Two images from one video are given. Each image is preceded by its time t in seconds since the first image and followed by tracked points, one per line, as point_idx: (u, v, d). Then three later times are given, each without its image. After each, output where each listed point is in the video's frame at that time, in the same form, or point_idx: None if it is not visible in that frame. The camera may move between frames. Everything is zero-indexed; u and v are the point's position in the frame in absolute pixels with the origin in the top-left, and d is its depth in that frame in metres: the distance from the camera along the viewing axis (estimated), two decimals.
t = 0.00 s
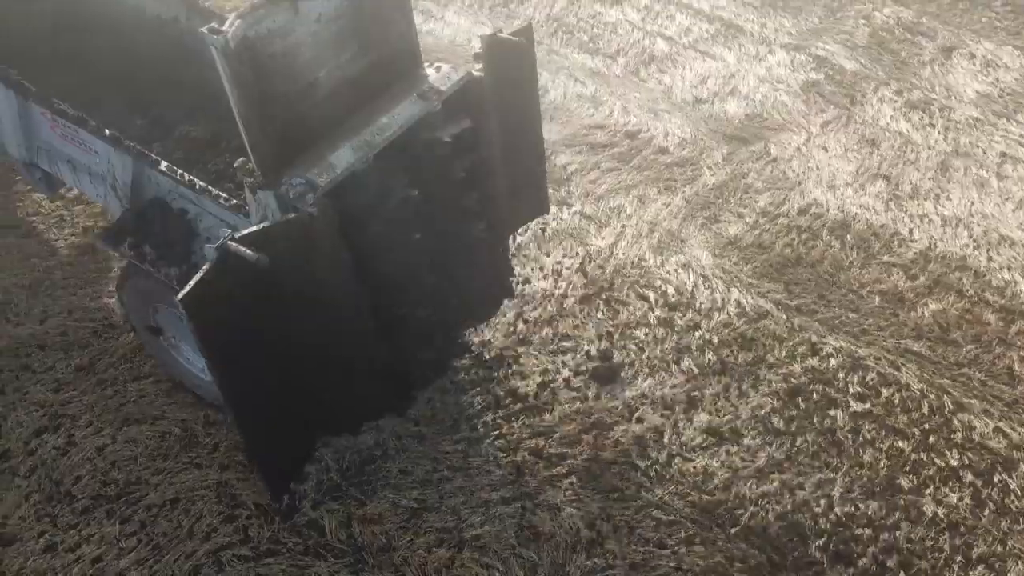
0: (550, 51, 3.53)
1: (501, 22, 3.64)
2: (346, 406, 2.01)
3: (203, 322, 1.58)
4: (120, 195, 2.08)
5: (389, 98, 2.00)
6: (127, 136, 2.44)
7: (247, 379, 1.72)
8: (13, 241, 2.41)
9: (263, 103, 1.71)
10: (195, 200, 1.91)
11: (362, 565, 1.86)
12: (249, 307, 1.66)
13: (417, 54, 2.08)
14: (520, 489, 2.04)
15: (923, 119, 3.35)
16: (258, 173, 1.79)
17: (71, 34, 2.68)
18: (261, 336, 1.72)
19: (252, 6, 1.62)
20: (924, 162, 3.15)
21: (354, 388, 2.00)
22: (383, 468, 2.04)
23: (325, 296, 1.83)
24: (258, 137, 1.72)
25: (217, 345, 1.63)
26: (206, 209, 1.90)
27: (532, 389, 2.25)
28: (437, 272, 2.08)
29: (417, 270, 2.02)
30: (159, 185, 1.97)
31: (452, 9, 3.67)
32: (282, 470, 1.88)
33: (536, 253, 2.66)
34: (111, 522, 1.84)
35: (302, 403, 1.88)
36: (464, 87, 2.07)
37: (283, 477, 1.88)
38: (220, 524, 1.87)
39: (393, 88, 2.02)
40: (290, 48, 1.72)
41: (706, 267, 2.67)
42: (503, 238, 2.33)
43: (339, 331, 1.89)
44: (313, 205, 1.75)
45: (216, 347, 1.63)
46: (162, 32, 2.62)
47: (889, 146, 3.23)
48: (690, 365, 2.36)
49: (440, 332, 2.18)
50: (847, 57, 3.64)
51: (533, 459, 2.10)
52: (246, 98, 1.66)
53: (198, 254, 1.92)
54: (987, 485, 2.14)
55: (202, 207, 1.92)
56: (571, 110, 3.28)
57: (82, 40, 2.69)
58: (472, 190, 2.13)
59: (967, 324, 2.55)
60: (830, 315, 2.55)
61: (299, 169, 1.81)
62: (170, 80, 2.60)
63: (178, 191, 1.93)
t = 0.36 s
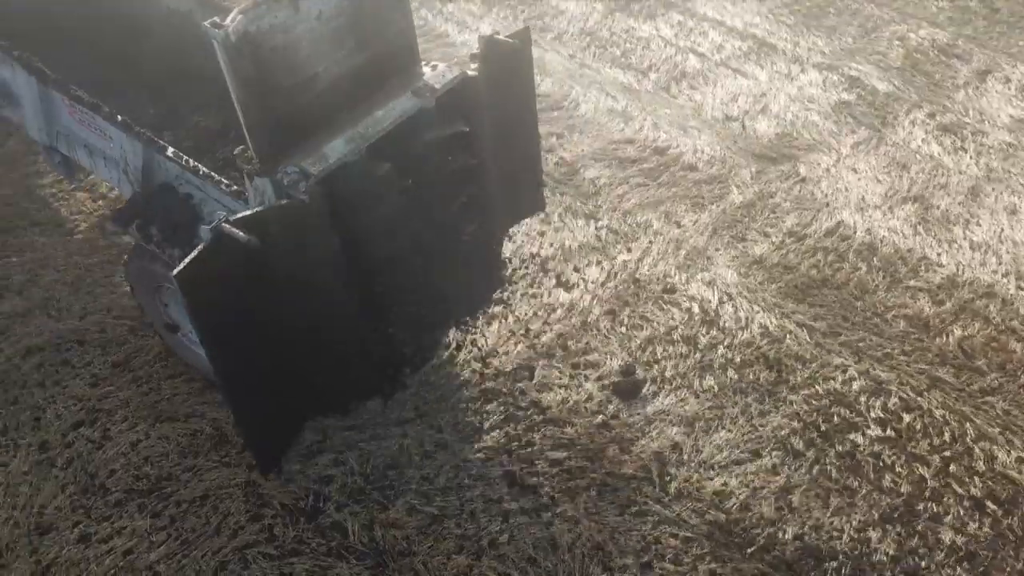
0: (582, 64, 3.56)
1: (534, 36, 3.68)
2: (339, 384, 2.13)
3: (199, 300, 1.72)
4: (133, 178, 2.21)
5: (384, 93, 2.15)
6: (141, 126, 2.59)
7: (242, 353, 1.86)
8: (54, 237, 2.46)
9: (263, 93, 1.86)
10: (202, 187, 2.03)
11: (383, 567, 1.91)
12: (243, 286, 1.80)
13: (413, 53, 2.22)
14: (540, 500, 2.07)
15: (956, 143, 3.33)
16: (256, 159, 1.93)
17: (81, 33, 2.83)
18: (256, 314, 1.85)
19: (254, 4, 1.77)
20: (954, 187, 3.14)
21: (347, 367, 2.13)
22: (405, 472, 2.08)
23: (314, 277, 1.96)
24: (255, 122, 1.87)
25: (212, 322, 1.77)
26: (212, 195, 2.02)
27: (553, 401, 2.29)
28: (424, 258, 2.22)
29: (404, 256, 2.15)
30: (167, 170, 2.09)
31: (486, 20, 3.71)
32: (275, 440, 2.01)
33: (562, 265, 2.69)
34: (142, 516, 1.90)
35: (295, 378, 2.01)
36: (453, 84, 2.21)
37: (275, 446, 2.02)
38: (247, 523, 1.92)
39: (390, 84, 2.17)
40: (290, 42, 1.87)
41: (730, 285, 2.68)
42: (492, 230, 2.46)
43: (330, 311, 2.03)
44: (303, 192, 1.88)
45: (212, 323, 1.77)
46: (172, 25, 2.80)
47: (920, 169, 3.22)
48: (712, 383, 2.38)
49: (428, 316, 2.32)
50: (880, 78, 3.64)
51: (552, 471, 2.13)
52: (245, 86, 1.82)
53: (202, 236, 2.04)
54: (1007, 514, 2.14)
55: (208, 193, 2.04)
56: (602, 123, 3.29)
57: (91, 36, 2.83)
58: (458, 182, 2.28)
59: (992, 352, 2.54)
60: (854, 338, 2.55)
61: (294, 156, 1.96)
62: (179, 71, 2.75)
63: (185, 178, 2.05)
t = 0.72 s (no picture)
0: (616, 79, 3.58)
1: (569, 49, 3.71)
2: (336, 363, 2.25)
3: (197, 277, 1.84)
4: (147, 165, 2.33)
5: (386, 88, 2.24)
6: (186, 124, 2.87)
7: (239, 329, 1.98)
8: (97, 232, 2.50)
9: (265, 86, 1.97)
10: (209, 173, 2.15)
11: (403, 571, 1.95)
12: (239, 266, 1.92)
13: (415, 51, 2.30)
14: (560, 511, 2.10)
15: (989, 169, 3.31)
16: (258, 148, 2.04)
17: (100, 35, 3.04)
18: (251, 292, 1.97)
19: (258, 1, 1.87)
20: (986, 213, 3.13)
21: (343, 347, 2.24)
22: (427, 478, 2.12)
23: (308, 262, 2.08)
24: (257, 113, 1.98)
25: (210, 299, 1.89)
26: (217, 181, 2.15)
27: (575, 414, 2.31)
28: (422, 246, 2.31)
29: (398, 247, 2.26)
30: (177, 156, 2.21)
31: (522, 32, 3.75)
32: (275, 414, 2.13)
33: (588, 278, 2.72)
34: (173, 510, 1.96)
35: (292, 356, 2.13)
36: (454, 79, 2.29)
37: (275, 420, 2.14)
38: (273, 521, 1.98)
39: (390, 80, 2.26)
40: (294, 38, 1.98)
41: (756, 305, 2.69)
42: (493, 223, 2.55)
43: (324, 294, 2.14)
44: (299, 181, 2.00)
45: (209, 301, 1.89)
46: (190, 19, 3.03)
47: (951, 194, 3.20)
48: (733, 403, 2.39)
49: (428, 304, 2.41)
50: (914, 101, 3.62)
51: (572, 483, 2.16)
52: (248, 78, 1.92)
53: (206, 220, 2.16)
54: None
55: (215, 179, 2.15)
56: (632, 137, 3.31)
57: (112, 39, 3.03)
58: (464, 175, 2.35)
59: (1018, 382, 2.53)
60: (878, 362, 2.55)
61: (295, 146, 2.07)
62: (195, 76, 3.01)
63: (194, 163, 2.17)
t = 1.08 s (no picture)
0: (653, 94, 3.60)
1: (607, 62, 3.74)
2: (330, 348, 2.30)
3: (199, 258, 1.89)
4: (169, 149, 2.48)
5: (394, 83, 2.27)
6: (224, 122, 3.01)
7: (237, 312, 2.03)
8: (139, 227, 2.57)
9: (269, 80, 2.01)
10: (222, 160, 2.27)
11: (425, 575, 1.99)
12: (241, 250, 1.96)
13: (422, 47, 2.31)
14: (581, 525, 2.13)
15: None
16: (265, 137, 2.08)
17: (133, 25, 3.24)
18: (251, 276, 2.02)
19: None
20: None
21: (337, 331, 2.29)
22: (452, 485, 2.16)
23: (310, 247, 2.13)
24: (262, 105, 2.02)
25: (210, 282, 1.93)
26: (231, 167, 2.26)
27: (600, 428, 2.34)
28: (417, 236, 2.37)
29: (396, 236, 2.31)
30: (195, 143, 2.34)
31: (561, 45, 3.79)
32: (269, 397, 2.18)
33: (618, 293, 2.73)
34: (204, 504, 2.02)
35: (289, 341, 2.17)
36: (462, 77, 2.29)
37: (268, 402, 2.19)
38: (301, 520, 2.03)
39: (397, 75, 2.27)
40: (302, 34, 2.01)
41: (784, 327, 2.70)
42: (491, 216, 2.59)
43: (322, 279, 2.19)
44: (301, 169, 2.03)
45: (210, 284, 1.93)
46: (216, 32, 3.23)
47: (988, 222, 3.17)
48: (758, 424, 2.40)
49: (422, 293, 2.47)
50: (954, 126, 3.59)
51: (594, 497, 2.19)
52: (254, 72, 1.96)
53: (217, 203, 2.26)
54: None
55: (228, 165, 2.28)
56: (667, 153, 3.32)
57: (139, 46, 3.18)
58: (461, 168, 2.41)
59: None
60: (905, 390, 2.54)
61: (298, 139, 2.11)
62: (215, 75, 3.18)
63: (207, 151, 2.30)
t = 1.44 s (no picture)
0: (694, 113, 3.62)
1: (650, 79, 3.76)
2: (341, 324, 2.45)
3: (215, 235, 2.02)
4: (197, 133, 2.61)
5: (407, 80, 2.43)
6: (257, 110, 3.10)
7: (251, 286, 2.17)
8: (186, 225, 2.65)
9: (292, 70, 2.15)
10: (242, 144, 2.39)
11: None
12: (255, 228, 2.10)
13: (437, 45, 2.47)
14: (605, 541, 2.15)
15: None
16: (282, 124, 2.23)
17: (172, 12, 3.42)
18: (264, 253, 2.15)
19: None
20: None
21: (347, 310, 2.44)
22: (478, 494, 2.20)
23: (321, 230, 2.26)
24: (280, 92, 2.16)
25: (225, 256, 2.07)
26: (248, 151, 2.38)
27: (627, 446, 2.36)
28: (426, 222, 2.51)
29: (406, 224, 2.45)
30: (219, 127, 2.47)
31: (604, 61, 3.82)
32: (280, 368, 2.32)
33: (650, 311, 2.75)
34: (239, 499, 2.08)
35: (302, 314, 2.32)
36: (476, 72, 2.47)
37: (279, 374, 2.33)
38: (330, 519, 2.08)
39: (412, 70, 2.43)
40: (321, 28, 2.15)
41: (815, 352, 2.70)
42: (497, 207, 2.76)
43: (332, 261, 2.32)
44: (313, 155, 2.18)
45: (225, 257, 2.07)
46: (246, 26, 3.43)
47: None
48: (784, 449, 2.41)
49: (429, 278, 2.61)
50: (999, 155, 3.55)
51: (618, 514, 2.21)
52: (275, 62, 2.11)
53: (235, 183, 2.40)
54: None
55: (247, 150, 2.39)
56: (705, 173, 3.33)
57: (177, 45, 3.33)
58: (470, 159, 2.57)
59: None
60: (936, 422, 2.52)
61: (313, 127, 2.26)
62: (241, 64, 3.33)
63: (232, 137, 2.43)
